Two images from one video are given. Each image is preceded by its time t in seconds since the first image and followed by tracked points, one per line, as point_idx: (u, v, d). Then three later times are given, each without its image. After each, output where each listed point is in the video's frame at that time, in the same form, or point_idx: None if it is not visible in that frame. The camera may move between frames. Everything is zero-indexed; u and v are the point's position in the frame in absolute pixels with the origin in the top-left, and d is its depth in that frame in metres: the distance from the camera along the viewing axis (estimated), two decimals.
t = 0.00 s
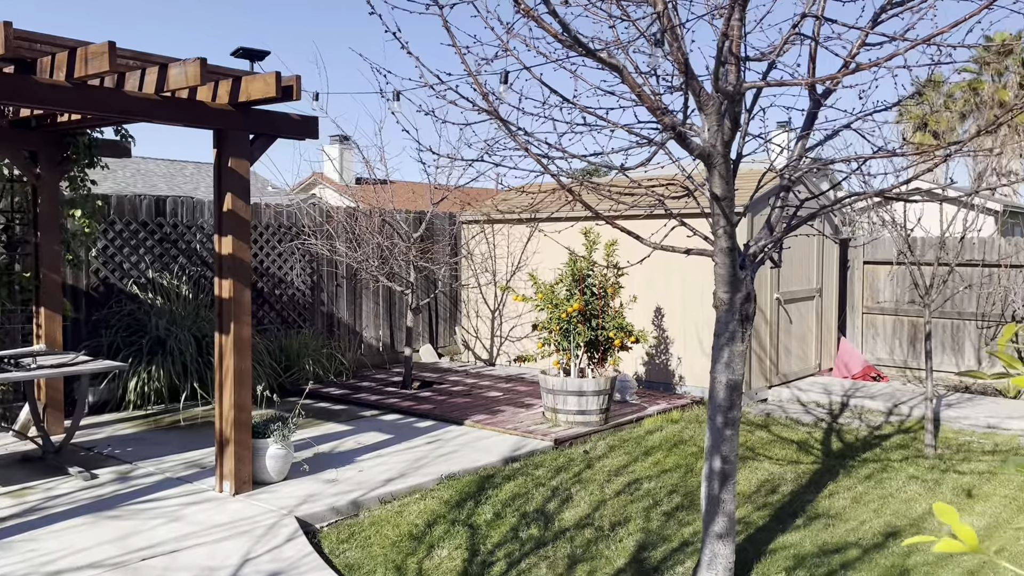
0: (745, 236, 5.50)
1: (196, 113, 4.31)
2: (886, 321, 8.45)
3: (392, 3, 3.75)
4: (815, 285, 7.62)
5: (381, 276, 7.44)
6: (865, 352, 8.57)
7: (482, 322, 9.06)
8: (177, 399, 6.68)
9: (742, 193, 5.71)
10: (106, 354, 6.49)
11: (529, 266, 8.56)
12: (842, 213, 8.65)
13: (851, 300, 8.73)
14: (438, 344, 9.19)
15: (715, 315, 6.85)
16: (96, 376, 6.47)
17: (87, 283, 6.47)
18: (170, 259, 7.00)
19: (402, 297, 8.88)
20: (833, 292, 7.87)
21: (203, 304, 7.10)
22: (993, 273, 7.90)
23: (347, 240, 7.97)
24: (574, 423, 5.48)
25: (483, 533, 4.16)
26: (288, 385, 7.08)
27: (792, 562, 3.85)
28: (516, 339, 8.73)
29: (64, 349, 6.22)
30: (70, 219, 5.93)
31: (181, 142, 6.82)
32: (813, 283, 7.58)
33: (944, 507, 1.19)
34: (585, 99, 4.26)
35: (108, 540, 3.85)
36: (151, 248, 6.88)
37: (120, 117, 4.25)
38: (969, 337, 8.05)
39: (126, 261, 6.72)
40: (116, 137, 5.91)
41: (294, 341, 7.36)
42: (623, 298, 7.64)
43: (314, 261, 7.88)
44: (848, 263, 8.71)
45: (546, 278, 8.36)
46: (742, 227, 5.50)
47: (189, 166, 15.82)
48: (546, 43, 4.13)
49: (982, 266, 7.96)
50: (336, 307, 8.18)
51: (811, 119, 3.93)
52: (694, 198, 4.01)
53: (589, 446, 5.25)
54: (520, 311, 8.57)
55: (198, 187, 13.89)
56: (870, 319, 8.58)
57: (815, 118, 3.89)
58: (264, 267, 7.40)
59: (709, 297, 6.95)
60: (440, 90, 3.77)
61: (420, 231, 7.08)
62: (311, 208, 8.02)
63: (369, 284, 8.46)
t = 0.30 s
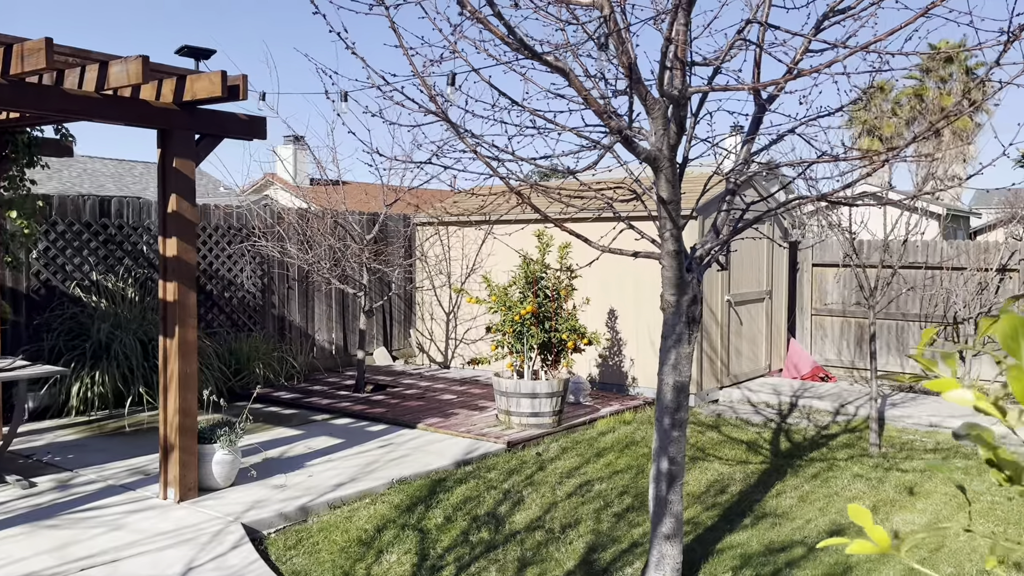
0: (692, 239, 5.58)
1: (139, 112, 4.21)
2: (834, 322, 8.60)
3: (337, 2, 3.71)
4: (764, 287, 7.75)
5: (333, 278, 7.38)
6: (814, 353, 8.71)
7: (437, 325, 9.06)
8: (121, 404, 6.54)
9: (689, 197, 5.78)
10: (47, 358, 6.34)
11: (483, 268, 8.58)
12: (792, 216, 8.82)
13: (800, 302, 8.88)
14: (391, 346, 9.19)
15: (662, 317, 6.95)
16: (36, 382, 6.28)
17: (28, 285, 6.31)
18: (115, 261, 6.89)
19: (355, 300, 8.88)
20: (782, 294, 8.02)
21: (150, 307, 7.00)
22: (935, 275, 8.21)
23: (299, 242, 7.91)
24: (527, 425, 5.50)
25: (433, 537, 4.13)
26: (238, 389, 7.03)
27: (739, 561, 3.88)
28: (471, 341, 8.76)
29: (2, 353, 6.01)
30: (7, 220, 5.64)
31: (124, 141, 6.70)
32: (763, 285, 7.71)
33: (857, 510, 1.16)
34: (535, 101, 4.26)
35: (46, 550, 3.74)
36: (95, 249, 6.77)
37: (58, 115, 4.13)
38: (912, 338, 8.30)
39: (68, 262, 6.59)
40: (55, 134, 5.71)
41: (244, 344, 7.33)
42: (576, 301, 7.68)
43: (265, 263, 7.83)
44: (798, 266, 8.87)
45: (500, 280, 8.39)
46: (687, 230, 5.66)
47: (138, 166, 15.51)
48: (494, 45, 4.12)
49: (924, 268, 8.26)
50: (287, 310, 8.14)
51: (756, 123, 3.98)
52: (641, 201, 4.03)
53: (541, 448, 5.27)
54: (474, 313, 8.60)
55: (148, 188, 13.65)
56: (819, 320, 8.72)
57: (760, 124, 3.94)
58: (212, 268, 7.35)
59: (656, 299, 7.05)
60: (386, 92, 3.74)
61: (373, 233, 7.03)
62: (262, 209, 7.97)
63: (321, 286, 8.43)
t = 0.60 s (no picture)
0: (644, 243, 5.70)
1: (89, 112, 4.10)
2: (789, 323, 8.77)
3: (288, 2, 3.66)
4: (721, 290, 7.87)
5: (290, 281, 7.32)
6: (770, 354, 8.85)
7: (396, 327, 9.07)
8: (70, 409, 6.38)
9: (644, 200, 5.83)
10: None
11: (442, 271, 8.62)
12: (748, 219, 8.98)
13: (757, 303, 8.98)
14: (350, 349, 9.21)
15: (616, 320, 7.03)
16: None
17: None
18: (64, 264, 6.78)
19: (313, 303, 8.95)
20: (739, 295, 8.15)
21: (100, 311, 6.91)
22: (886, 278, 8.56)
23: (255, 245, 7.89)
24: (486, 428, 5.51)
25: (388, 542, 4.09)
26: (191, 394, 7.04)
27: (693, 562, 3.90)
28: (431, 343, 8.80)
29: None
30: None
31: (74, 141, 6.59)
32: (720, 287, 7.83)
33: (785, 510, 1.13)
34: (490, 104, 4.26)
35: None
36: (44, 251, 6.65)
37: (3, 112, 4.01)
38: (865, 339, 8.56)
39: (16, 264, 6.46)
40: None
41: (198, 348, 7.33)
42: (535, 303, 7.69)
43: (221, 265, 7.87)
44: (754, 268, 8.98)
45: (458, 282, 8.43)
46: (641, 233, 5.76)
47: (91, 166, 15.24)
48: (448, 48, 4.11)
49: (876, 271, 8.60)
50: (243, 313, 8.18)
51: (708, 127, 4.03)
52: (596, 204, 4.05)
53: (500, 450, 5.27)
54: (434, 315, 8.63)
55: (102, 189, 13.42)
56: (775, 322, 8.87)
57: (712, 128, 3.98)
58: (166, 271, 7.37)
59: (610, 301, 7.12)
60: (339, 93, 3.71)
61: (330, 235, 7.00)
62: (218, 211, 8.03)
63: (278, 289, 8.47)
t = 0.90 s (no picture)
0: (603, 247, 5.81)
1: (42, 112, 4.01)
2: (751, 326, 8.89)
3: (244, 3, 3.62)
4: (684, 292, 7.96)
5: (251, 284, 7.26)
6: (733, 356, 8.96)
7: (359, 331, 9.11)
8: (24, 415, 6.25)
9: (603, 203, 5.90)
10: None
11: (406, 274, 8.65)
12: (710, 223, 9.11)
13: (720, 306, 9.06)
14: (314, 353, 9.32)
15: (576, 321, 7.09)
16: None
17: None
18: (18, 266, 6.65)
19: (275, 307, 8.95)
20: (702, 298, 8.27)
21: (55, 315, 6.79)
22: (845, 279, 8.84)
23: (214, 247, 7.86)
24: (450, 431, 5.50)
25: (349, 546, 4.04)
26: (150, 399, 7.01)
27: (654, 563, 3.91)
28: (395, 347, 8.82)
29: None
30: None
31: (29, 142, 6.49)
32: (683, 290, 7.93)
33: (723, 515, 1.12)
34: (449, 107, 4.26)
35: None
36: None
37: None
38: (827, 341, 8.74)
39: None
40: None
41: (157, 352, 7.31)
42: (499, 305, 7.71)
43: (180, 267, 7.86)
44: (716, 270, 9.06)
45: (422, 285, 8.46)
46: (603, 235, 5.87)
47: (49, 168, 14.98)
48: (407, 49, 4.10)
49: (835, 273, 8.96)
50: (204, 316, 8.18)
51: (667, 131, 4.07)
52: (557, 207, 4.06)
53: (463, 454, 5.27)
54: (398, 318, 8.65)
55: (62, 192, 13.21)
56: (737, 324, 8.97)
57: (671, 132, 4.02)
58: (124, 273, 7.43)
59: (570, 302, 7.18)
60: (296, 94, 3.68)
61: (292, 237, 6.95)
62: (178, 214, 8.04)
63: (240, 292, 8.47)
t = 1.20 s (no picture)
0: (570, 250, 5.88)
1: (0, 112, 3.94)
2: (719, 328, 8.98)
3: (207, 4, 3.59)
4: (653, 295, 8.04)
5: (218, 287, 7.21)
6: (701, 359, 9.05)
7: (328, 334, 9.10)
8: None
9: (568, 208, 5.96)
10: None
11: (375, 277, 8.67)
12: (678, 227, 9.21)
13: (688, 309, 9.16)
14: (282, 356, 9.27)
15: (543, 323, 7.15)
16: None
17: None
18: None
19: (242, 310, 8.88)
20: (670, 301, 8.36)
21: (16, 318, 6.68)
22: (811, 283, 9.07)
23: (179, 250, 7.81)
24: (419, 435, 5.52)
25: (314, 552, 4.00)
26: (113, 404, 6.92)
27: (620, 566, 3.91)
28: (364, 350, 8.81)
29: None
30: None
31: None
32: (651, 293, 8.00)
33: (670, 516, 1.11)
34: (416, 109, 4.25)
35: None
36: None
37: None
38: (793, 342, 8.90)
39: None
40: None
41: (121, 356, 7.22)
42: (468, 308, 7.71)
43: (145, 271, 7.77)
44: (685, 273, 9.13)
45: (390, 288, 8.47)
46: (570, 237, 5.93)
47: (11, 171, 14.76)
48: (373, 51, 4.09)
49: (801, 276, 9.14)
50: (169, 319, 8.10)
51: (632, 135, 4.10)
52: (523, 211, 4.06)
53: (432, 458, 5.27)
54: (367, 322, 8.66)
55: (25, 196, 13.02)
56: (706, 326, 9.06)
57: (637, 136, 4.06)
58: (88, 277, 7.33)
59: (536, 305, 7.23)
60: (260, 96, 3.66)
61: (259, 239, 6.90)
62: (143, 216, 7.96)
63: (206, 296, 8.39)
